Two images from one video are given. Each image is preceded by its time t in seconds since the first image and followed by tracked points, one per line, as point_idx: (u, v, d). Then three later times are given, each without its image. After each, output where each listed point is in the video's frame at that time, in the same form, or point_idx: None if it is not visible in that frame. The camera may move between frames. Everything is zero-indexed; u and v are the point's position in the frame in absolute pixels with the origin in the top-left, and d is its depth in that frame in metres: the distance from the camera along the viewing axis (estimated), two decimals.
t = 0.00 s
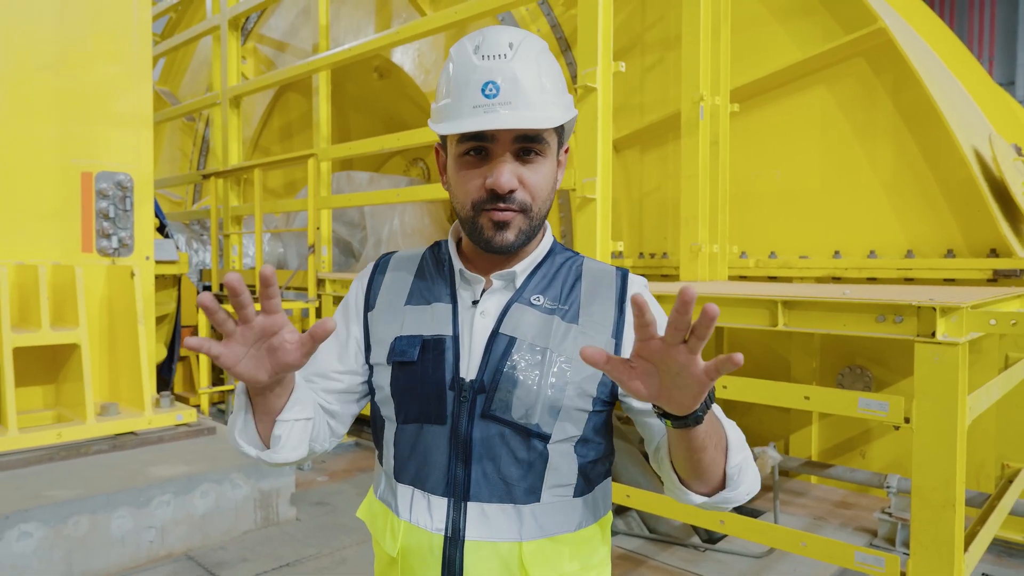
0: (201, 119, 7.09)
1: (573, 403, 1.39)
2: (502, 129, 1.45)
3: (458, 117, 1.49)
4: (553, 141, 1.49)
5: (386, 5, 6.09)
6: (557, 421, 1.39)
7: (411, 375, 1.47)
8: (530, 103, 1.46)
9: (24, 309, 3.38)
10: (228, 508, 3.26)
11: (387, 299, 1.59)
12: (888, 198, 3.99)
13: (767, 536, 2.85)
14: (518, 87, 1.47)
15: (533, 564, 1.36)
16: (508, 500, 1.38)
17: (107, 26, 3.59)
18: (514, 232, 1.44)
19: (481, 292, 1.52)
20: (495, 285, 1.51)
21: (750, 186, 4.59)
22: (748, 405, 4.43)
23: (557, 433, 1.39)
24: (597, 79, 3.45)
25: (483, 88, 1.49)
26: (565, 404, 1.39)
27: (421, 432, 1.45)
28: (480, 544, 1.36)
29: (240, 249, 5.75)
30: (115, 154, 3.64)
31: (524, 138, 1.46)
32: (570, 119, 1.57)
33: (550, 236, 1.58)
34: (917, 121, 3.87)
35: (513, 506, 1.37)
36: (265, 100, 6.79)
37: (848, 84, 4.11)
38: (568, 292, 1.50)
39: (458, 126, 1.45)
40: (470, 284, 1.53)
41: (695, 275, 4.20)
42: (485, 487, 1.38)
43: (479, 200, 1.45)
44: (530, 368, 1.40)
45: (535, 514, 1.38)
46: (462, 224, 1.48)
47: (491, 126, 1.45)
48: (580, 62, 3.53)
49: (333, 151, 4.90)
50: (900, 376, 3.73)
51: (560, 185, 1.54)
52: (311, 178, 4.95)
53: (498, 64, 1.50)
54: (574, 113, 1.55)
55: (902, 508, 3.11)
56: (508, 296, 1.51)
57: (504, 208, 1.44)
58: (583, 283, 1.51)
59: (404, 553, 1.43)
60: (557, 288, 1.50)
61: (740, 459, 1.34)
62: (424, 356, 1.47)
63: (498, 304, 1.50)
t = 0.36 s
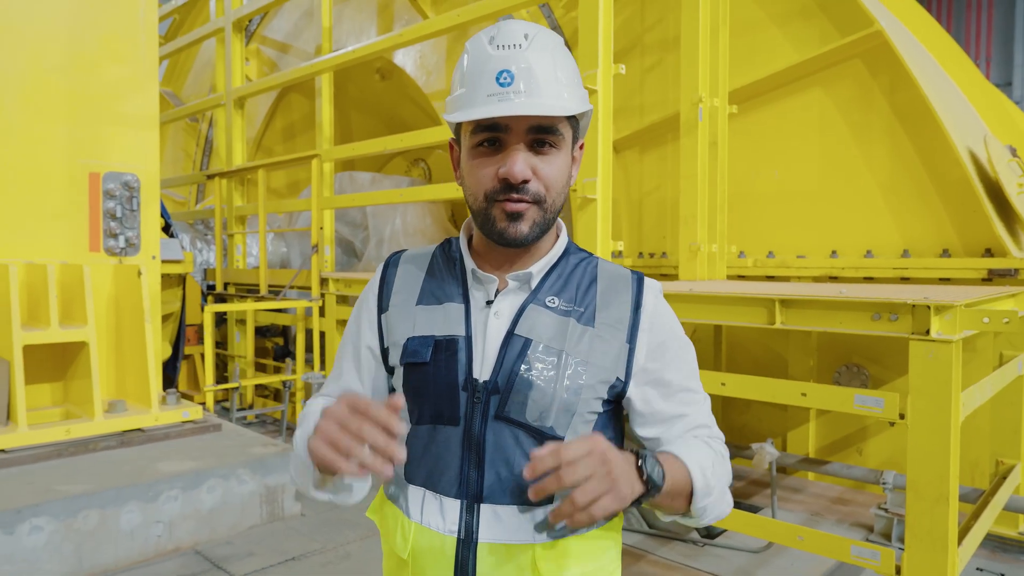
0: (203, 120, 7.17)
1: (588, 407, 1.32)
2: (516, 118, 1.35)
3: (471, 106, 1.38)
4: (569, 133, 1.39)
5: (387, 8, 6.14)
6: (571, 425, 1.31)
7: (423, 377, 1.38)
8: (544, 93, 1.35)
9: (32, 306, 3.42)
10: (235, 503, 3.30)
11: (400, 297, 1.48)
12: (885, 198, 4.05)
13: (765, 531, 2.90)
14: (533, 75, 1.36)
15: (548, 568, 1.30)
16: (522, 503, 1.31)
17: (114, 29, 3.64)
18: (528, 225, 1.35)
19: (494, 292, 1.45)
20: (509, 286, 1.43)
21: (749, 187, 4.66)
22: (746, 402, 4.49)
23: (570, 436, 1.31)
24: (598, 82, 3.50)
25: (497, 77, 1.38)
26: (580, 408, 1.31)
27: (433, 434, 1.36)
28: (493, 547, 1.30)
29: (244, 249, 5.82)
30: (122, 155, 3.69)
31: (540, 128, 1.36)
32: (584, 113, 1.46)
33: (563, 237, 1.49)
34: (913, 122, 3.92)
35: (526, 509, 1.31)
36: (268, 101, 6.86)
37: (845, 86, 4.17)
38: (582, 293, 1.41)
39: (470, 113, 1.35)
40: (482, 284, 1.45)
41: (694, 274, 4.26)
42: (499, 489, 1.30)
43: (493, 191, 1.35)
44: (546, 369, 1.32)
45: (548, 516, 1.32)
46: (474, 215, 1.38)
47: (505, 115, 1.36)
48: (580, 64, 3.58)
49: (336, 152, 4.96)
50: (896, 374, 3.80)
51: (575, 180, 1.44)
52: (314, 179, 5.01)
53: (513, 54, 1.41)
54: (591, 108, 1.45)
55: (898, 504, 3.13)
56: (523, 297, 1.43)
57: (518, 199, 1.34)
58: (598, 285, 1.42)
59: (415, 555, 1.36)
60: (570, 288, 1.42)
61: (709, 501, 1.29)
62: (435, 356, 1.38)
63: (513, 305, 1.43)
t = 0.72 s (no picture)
0: (207, 122, 7.30)
1: (609, 410, 1.30)
2: (540, 130, 1.35)
3: (496, 118, 1.38)
4: (592, 143, 1.39)
5: (390, 11, 6.20)
6: (592, 427, 1.29)
7: (445, 379, 1.35)
8: (568, 104, 1.35)
9: (42, 307, 3.47)
10: (243, 501, 3.34)
11: (423, 302, 1.46)
12: (883, 200, 4.12)
13: (766, 527, 2.95)
14: (557, 86, 1.36)
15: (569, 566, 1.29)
16: (543, 503, 1.28)
17: (122, 33, 3.69)
18: (551, 235, 1.34)
19: (516, 296, 1.40)
20: (533, 291, 1.38)
21: (749, 189, 4.72)
22: (746, 402, 4.55)
23: (590, 437, 1.30)
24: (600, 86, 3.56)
25: (521, 89, 1.37)
26: (602, 412, 1.29)
27: (457, 436, 1.35)
28: (516, 545, 1.28)
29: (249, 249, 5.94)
30: (130, 157, 3.74)
31: (563, 139, 1.35)
32: (606, 125, 1.45)
33: (584, 247, 1.45)
34: (910, 124, 3.99)
35: (548, 510, 1.28)
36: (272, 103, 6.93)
37: (843, 89, 4.23)
38: (603, 300, 1.38)
39: (495, 125, 1.35)
40: (504, 289, 1.40)
41: (695, 275, 4.31)
42: (521, 489, 1.28)
43: (517, 201, 1.35)
44: (568, 372, 1.30)
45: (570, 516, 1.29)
46: (498, 225, 1.38)
47: (529, 126, 1.35)
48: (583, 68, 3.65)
49: (340, 154, 5.01)
50: (893, 374, 3.87)
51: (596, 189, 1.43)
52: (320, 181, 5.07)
53: (536, 65, 1.40)
54: (615, 118, 1.44)
55: (896, 501, 3.11)
56: (546, 302, 1.39)
57: (541, 209, 1.34)
58: (619, 293, 1.39)
59: (434, 554, 1.34)
60: (592, 294, 1.38)
61: (706, 509, 1.35)
62: (458, 359, 1.36)
63: (535, 310, 1.39)
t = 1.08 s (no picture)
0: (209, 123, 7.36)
1: (615, 404, 1.34)
2: (542, 130, 1.39)
3: (499, 119, 1.43)
4: (593, 142, 1.43)
5: (391, 13, 6.25)
6: (599, 420, 1.34)
7: (456, 375, 1.40)
8: (569, 105, 1.38)
9: (48, 307, 3.51)
10: (246, 497, 3.39)
11: (432, 299, 1.49)
12: (878, 200, 4.17)
13: (761, 523, 2.99)
14: (557, 87, 1.40)
15: (576, 557, 1.33)
16: (551, 494, 1.33)
17: (126, 36, 3.74)
18: (554, 231, 1.38)
19: (525, 294, 1.45)
20: (541, 289, 1.43)
21: (746, 189, 4.77)
22: (744, 399, 4.60)
23: (597, 430, 1.35)
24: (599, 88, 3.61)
25: (523, 91, 1.41)
26: (609, 405, 1.34)
27: (467, 430, 1.39)
28: (524, 536, 1.32)
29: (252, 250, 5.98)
30: (134, 158, 3.79)
31: (564, 138, 1.39)
32: (607, 124, 1.48)
33: (588, 247, 1.50)
34: (905, 126, 4.04)
35: (556, 500, 1.32)
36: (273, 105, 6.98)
37: (840, 90, 4.28)
38: (608, 298, 1.43)
39: (498, 126, 1.39)
40: (512, 287, 1.45)
41: (692, 274, 4.37)
42: (530, 481, 1.33)
43: (521, 199, 1.39)
44: (576, 367, 1.34)
45: (577, 506, 1.34)
46: (503, 223, 1.42)
47: (531, 127, 1.40)
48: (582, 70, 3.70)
49: (342, 155, 5.06)
50: (889, 372, 3.93)
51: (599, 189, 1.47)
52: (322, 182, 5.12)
53: (537, 68, 1.45)
54: (615, 118, 1.47)
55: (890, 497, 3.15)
56: (553, 299, 1.43)
57: (544, 206, 1.38)
58: (623, 291, 1.44)
59: (442, 545, 1.37)
60: (597, 292, 1.43)
61: (713, 501, 1.41)
62: (468, 355, 1.39)
63: (544, 307, 1.43)
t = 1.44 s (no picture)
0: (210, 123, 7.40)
1: (611, 399, 1.36)
2: (538, 126, 1.42)
3: (495, 116, 1.45)
4: (587, 140, 1.45)
5: (391, 13, 6.27)
6: (595, 415, 1.36)
7: (455, 371, 1.42)
8: (563, 101, 1.40)
9: (51, 305, 3.53)
10: (248, 495, 3.40)
11: (431, 297, 1.53)
12: (875, 200, 4.20)
13: (758, 519, 3.02)
14: (552, 84, 1.42)
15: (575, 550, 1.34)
16: (549, 486, 1.35)
17: (128, 36, 3.75)
18: (550, 227, 1.40)
19: (521, 291, 1.47)
20: (537, 286, 1.46)
21: (745, 189, 4.80)
22: (742, 398, 4.63)
23: (593, 424, 1.37)
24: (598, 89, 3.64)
25: (518, 87, 1.43)
26: (604, 400, 1.36)
27: (467, 424, 1.42)
28: (523, 529, 1.34)
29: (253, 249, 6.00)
30: (136, 158, 3.81)
31: (559, 134, 1.42)
32: (601, 123, 1.51)
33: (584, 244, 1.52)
34: (902, 126, 4.07)
35: (554, 493, 1.35)
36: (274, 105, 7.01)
37: (837, 91, 4.31)
38: (604, 294, 1.45)
39: (494, 122, 1.42)
40: (510, 285, 1.47)
41: (691, 273, 4.43)
42: (528, 474, 1.35)
43: (517, 195, 1.41)
44: (572, 363, 1.36)
45: (575, 498, 1.36)
46: (499, 219, 1.44)
47: (527, 123, 1.42)
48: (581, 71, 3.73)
49: (342, 155, 5.08)
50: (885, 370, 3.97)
51: (592, 187, 1.49)
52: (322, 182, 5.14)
53: (532, 67, 1.47)
54: (608, 117, 1.50)
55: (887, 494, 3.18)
56: (550, 296, 1.46)
57: (540, 201, 1.40)
58: (619, 288, 1.46)
59: (445, 538, 1.40)
60: (593, 289, 1.45)
61: (703, 496, 1.43)
62: (467, 351, 1.42)
63: (540, 304, 1.45)
